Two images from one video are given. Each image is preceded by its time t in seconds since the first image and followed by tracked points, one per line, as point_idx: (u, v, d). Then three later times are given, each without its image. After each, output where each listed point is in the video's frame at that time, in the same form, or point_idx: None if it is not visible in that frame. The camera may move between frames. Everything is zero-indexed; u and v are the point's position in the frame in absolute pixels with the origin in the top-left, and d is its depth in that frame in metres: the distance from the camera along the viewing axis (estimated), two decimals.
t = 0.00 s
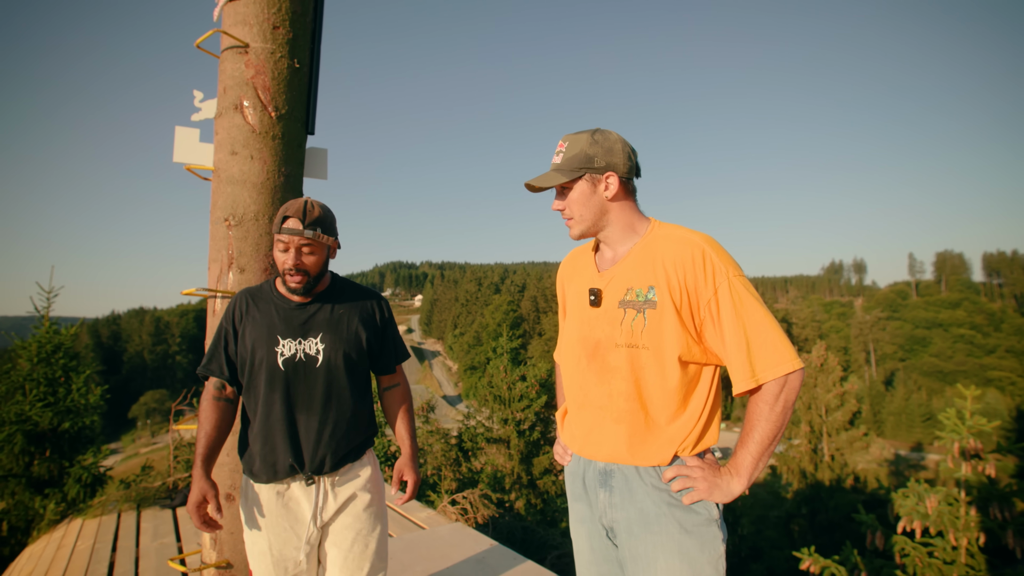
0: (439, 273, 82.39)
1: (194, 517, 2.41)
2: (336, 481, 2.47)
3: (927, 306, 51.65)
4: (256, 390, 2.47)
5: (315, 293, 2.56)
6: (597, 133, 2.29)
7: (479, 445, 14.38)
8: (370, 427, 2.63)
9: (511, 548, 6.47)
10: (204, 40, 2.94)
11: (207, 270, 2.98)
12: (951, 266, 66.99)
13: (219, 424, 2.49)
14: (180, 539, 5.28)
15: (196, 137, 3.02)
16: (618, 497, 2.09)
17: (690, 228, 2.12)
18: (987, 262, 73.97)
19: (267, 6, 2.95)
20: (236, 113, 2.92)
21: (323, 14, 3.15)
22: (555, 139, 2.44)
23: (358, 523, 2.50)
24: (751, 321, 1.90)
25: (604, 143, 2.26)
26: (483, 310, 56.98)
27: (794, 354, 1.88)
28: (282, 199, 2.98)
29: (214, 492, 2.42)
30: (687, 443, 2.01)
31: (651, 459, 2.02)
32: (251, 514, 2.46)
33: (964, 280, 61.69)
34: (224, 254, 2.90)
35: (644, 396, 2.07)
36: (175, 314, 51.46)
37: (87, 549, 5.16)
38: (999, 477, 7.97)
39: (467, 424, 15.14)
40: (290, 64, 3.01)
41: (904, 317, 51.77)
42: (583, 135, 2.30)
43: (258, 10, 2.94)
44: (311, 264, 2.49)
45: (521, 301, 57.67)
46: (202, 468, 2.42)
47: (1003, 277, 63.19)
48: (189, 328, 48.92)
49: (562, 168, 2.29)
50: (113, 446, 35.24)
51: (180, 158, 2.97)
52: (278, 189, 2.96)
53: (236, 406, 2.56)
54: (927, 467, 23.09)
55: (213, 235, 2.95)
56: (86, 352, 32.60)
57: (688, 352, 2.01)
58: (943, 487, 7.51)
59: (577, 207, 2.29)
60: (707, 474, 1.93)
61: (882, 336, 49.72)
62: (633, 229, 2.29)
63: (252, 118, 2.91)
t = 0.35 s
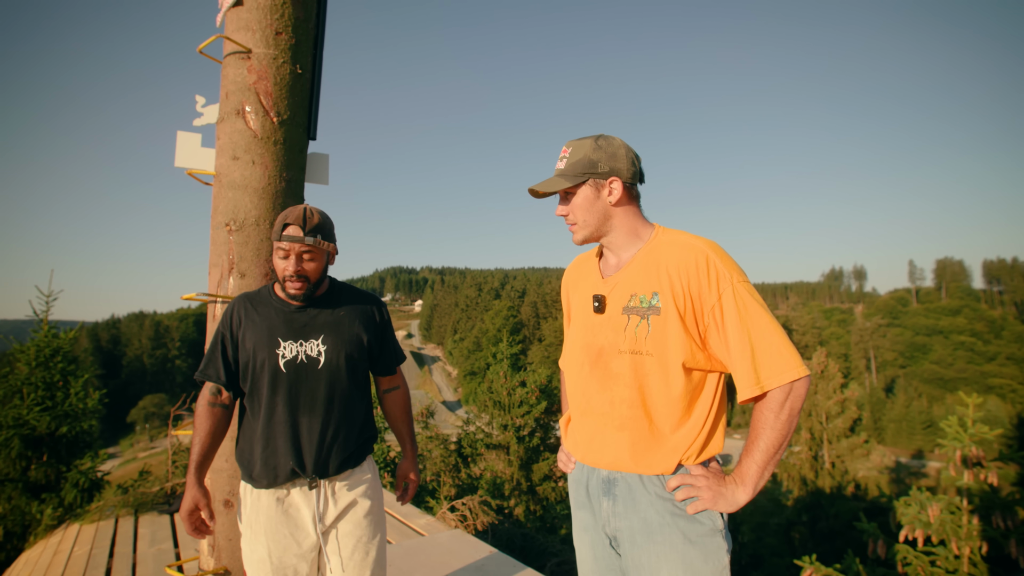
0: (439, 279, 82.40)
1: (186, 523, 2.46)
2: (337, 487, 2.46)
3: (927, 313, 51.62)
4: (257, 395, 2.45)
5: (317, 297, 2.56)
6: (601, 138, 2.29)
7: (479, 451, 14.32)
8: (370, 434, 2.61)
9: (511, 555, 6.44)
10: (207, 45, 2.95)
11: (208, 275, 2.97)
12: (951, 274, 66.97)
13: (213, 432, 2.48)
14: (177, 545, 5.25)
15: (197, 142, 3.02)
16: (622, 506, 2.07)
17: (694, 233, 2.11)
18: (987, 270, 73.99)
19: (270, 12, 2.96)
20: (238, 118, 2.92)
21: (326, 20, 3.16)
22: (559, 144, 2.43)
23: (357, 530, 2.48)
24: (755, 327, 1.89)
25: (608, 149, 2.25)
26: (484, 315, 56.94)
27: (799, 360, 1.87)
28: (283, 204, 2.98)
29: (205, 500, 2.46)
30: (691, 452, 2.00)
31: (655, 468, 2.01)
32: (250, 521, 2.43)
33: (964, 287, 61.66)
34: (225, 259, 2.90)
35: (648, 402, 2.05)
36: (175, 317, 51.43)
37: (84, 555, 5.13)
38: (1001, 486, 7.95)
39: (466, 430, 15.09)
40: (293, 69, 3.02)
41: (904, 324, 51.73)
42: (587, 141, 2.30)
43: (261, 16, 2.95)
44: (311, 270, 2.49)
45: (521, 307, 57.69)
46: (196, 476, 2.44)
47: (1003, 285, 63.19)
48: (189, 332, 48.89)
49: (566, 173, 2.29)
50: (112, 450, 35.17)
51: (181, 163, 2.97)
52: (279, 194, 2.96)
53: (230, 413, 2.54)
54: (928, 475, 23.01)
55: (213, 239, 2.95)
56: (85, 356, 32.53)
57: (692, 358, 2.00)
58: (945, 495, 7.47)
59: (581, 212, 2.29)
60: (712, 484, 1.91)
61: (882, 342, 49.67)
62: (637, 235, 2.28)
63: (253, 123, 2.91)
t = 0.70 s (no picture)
0: (441, 279, 82.40)
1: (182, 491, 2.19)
2: (336, 487, 2.45)
3: (930, 314, 51.51)
4: (255, 396, 2.45)
5: (311, 295, 2.55)
6: (606, 139, 2.28)
7: (480, 451, 14.33)
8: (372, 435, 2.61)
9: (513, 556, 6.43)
10: (210, 45, 2.95)
11: (210, 276, 2.97)
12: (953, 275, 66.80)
13: (208, 420, 2.46)
14: (179, 545, 5.25)
15: (200, 142, 3.01)
16: (628, 507, 2.06)
17: (700, 234, 2.10)
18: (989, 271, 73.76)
19: (272, 12, 2.96)
20: (240, 118, 2.92)
21: (329, 20, 3.15)
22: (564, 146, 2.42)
23: (357, 530, 2.47)
24: (762, 329, 1.88)
25: (613, 150, 2.25)
26: (486, 316, 56.97)
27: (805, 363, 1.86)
28: (286, 203, 2.98)
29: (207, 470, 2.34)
30: (698, 454, 1.99)
31: (661, 470, 2.00)
32: (251, 521, 2.42)
33: (967, 288, 61.49)
34: (227, 259, 2.90)
35: (654, 405, 2.04)
36: (178, 317, 51.53)
37: (86, 554, 5.14)
38: (1004, 488, 7.91)
39: (468, 430, 15.08)
40: (295, 69, 3.02)
41: (907, 325, 51.60)
42: (591, 141, 2.29)
43: (264, 15, 2.95)
44: (309, 264, 2.49)
45: (523, 307, 57.69)
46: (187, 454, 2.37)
47: (1006, 287, 63.02)
48: (191, 332, 48.98)
49: (571, 174, 2.28)
50: (114, 450, 35.27)
51: (183, 162, 2.97)
52: (281, 194, 2.96)
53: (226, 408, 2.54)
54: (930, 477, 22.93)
55: (216, 240, 2.95)
56: (88, 356, 32.61)
57: (698, 360, 1.99)
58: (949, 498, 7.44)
59: (586, 213, 2.28)
60: (719, 486, 1.90)
61: (885, 344, 49.55)
62: (642, 236, 2.27)
63: (257, 123, 2.91)
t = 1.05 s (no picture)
0: (443, 278, 82.40)
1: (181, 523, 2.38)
2: (333, 484, 2.46)
3: (932, 313, 51.37)
4: (248, 395, 2.46)
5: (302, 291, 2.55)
6: (610, 136, 2.28)
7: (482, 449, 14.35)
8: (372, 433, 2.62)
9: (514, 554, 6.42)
10: (212, 43, 2.95)
11: (213, 273, 2.98)
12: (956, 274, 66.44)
13: (211, 431, 2.51)
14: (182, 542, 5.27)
15: (202, 139, 3.02)
16: (629, 504, 2.07)
17: (703, 232, 2.10)
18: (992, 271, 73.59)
19: (274, 9, 2.96)
20: (243, 115, 2.92)
21: (330, 18, 3.16)
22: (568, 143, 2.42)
23: (354, 528, 2.46)
24: (765, 327, 1.88)
25: (617, 146, 2.25)
26: (487, 314, 56.98)
27: (807, 361, 1.86)
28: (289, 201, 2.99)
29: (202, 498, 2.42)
30: (699, 451, 1.99)
31: (662, 467, 2.00)
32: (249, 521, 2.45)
33: (970, 288, 61.32)
34: (230, 256, 2.90)
35: (655, 401, 2.05)
36: (180, 315, 51.62)
37: (88, 551, 5.15)
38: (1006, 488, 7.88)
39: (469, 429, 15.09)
40: (298, 67, 3.02)
41: (909, 325, 51.52)
42: (595, 138, 2.29)
43: (266, 13, 2.95)
44: (301, 260, 2.50)
45: (525, 306, 57.67)
46: (192, 475, 2.43)
47: (1009, 286, 62.82)
48: (193, 330, 49.06)
49: (576, 170, 2.28)
50: (117, 447, 35.36)
51: (185, 160, 2.97)
52: (283, 191, 2.96)
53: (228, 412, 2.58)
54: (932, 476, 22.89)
55: (218, 237, 2.95)
56: (91, 353, 32.72)
57: (700, 357, 1.99)
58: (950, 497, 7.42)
59: (590, 210, 2.28)
60: (720, 484, 1.90)
61: (887, 343, 49.47)
62: (645, 233, 2.27)
63: (258, 121, 2.92)
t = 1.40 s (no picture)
0: (441, 277, 82.42)
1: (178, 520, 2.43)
2: (340, 491, 2.46)
3: (930, 313, 51.50)
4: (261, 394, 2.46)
5: (325, 290, 2.56)
6: (608, 136, 2.28)
7: (480, 449, 14.33)
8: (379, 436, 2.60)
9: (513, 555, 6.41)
10: (210, 41, 2.94)
11: (210, 272, 2.97)
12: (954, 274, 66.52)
13: (220, 428, 2.52)
14: (180, 541, 5.26)
15: (199, 138, 3.01)
16: (627, 502, 2.07)
17: (702, 231, 2.09)
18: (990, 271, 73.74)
19: (272, 8, 2.95)
20: (240, 114, 2.92)
21: (329, 17, 3.15)
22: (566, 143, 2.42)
23: (359, 538, 2.47)
24: (763, 326, 1.88)
25: (615, 146, 2.25)
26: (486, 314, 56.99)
27: (804, 360, 1.85)
28: (287, 200, 2.99)
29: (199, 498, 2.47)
30: (697, 449, 1.99)
31: (660, 465, 2.00)
32: (252, 524, 2.43)
33: (967, 288, 61.44)
34: (227, 255, 2.90)
35: (654, 400, 2.05)
36: (179, 314, 51.57)
37: (86, 551, 5.14)
38: (1004, 487, 7.89)
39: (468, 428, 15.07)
40: (295, 66, 3.01)
41: (907, 324, 51.66)
42: (594, 139, 2.28)
43: (264, 12, 2.94)
44: (322, 258, 2.48)
45: (524, 305, 57.65)
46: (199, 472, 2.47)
47: (1007, 286, 62.96)
48: (192, 329, 49.01)
49: (575, 171, 2.27)
50: (116, 447, 35.36)
51: (182, 159, 2.96)
52: (281, 190, 2.95)
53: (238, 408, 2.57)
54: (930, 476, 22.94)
55: (215, 236, 2.95)
56: (89, 353, 32.71)
57: (698, 356, 1.99)
58: (947, 497, 7.43)
59: (590, 210, 2.27)
60: (718, 482, 1.90)
61: (885, 343, 49.58)
62: (644, 232, 2.27)
63: (256, 120, 2.91)
